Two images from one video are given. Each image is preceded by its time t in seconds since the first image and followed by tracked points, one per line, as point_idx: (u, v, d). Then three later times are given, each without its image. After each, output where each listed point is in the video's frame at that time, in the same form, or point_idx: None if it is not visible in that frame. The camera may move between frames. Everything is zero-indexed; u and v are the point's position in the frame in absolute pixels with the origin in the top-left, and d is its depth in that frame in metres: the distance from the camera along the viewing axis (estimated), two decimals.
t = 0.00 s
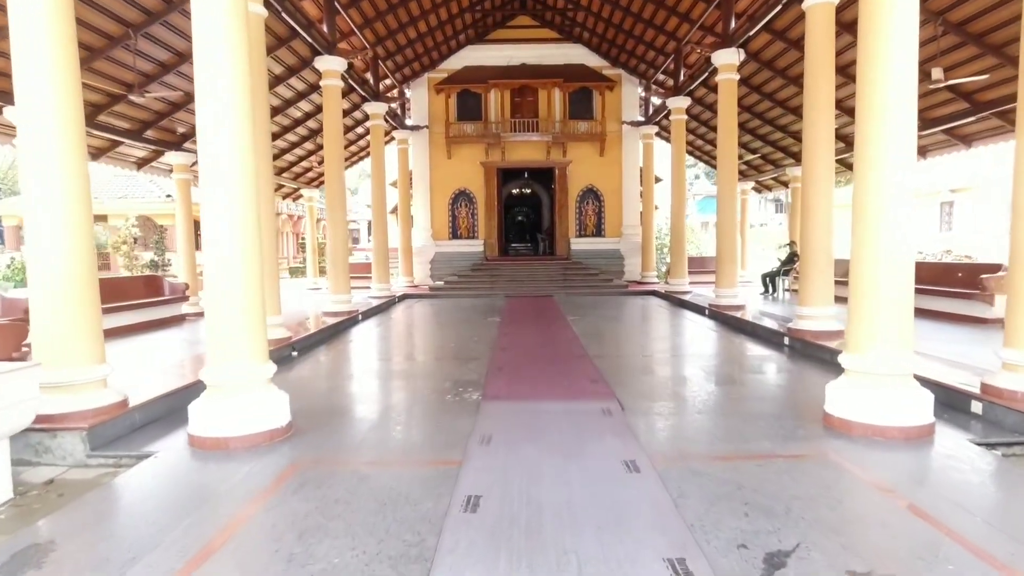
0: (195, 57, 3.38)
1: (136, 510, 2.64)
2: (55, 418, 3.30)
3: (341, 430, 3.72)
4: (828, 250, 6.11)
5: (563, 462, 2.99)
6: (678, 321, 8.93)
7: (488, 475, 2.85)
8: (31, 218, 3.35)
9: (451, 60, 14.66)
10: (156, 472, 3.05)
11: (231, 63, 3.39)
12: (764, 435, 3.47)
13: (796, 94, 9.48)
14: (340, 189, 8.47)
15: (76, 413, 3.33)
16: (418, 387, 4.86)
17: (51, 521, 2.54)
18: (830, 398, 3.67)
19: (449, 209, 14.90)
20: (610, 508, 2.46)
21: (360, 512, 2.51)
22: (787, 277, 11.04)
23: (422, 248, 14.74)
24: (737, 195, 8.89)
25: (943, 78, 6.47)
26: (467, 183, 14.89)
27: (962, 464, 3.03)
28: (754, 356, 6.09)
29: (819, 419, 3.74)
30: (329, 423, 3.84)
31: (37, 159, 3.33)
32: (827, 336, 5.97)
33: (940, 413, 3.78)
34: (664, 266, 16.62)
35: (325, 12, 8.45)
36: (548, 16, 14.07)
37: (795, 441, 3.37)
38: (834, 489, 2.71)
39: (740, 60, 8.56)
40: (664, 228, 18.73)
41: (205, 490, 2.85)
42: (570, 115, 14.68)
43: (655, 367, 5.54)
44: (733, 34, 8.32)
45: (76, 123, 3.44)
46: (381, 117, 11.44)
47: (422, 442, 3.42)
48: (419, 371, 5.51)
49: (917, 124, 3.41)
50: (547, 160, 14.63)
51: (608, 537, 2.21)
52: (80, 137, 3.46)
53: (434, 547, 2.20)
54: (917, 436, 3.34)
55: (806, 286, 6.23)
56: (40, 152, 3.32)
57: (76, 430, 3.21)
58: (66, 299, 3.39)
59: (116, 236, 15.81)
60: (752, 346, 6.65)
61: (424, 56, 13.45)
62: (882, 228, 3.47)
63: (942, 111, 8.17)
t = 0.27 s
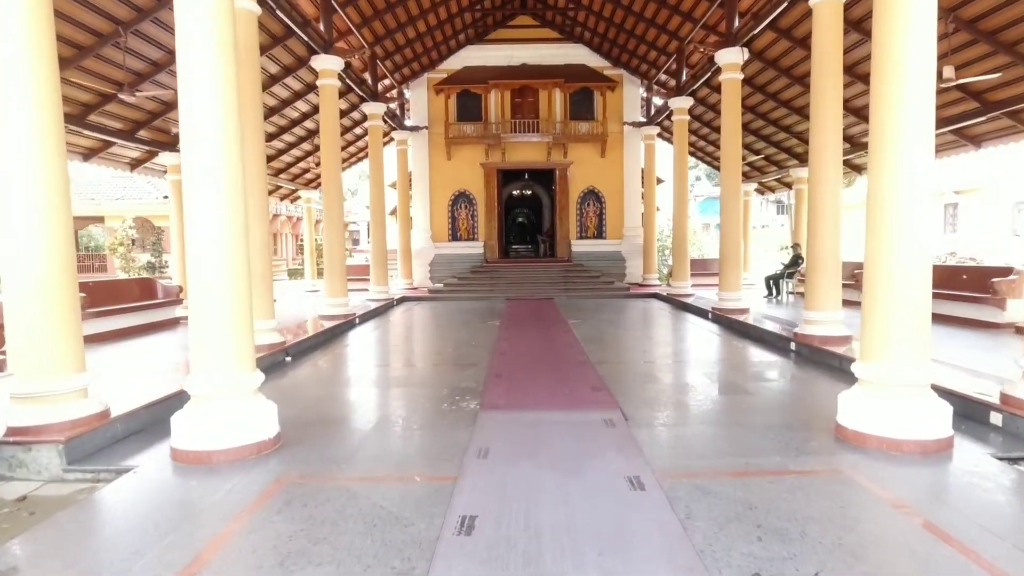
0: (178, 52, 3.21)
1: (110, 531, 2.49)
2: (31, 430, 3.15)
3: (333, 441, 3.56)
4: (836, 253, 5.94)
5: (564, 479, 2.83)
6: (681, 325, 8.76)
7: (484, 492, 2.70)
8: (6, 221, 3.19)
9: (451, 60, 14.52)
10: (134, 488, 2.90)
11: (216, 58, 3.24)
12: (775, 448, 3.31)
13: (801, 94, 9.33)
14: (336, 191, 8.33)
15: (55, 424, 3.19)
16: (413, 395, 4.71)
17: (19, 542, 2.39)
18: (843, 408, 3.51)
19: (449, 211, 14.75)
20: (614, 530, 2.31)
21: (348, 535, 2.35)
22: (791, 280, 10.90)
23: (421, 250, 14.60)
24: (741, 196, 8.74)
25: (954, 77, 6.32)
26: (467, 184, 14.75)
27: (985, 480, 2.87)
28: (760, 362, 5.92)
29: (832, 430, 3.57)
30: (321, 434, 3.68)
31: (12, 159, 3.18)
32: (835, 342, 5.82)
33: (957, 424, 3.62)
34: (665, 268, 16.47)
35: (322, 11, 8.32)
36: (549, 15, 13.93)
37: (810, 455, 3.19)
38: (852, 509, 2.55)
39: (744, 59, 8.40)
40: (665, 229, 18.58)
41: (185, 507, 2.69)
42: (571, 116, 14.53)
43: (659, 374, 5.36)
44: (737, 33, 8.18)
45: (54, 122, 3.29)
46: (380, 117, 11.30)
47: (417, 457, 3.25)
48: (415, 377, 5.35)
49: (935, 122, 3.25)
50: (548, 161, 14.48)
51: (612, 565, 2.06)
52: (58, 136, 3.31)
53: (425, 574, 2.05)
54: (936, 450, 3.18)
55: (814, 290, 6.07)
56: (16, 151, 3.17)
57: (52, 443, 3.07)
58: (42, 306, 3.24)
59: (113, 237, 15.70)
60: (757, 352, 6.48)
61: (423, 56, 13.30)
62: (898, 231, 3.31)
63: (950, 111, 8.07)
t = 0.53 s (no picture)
0: (160, 42, 3.05)
1: (83, 547, 2.35)
2: (6, 439, 3.01)
3: (324, 449, 3.41)
4: (845, 253, 5.77)
5: (565, 493, 2.68)
6: (683, 326, 8.60)
7: (480, 507, 2.54)
8: None
9: (451, 57, 14.35)
10: (113, 501, 2.75)
11: (199, 47, 3.07)
12: (787, 458, 3.16)
13: (805, 90, 9.17)
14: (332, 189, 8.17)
15: (32, 432, 3.06)
16: (410, 399, 4.55)
17: None
18: (856, 415, 3.36)
19: (449, 210, 14.60)
20: (619, 551, 2.16)
21: (334, 555, 2.20)
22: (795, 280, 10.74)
23: (421, 250, 14.45)
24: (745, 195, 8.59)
25: (966, 72, 6.16)
26: (467, 183, 14.59)
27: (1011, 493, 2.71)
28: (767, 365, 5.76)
29: (846, 439, 3.41)
30: (312, 441, 3.53)
31: None
32: (843, 344, 5.66)
33: (978, 433, 3.46)
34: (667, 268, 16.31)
35: (317, 6, 8.16)
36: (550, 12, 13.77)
37: (823, 465, 3.04)
38: (873, 526, 2.39)
39: (749, 55, 8.24)
40: (667, 229, 18.42)
41: (163, 522, 2.54)
42: (571, 114, 14.36)
43: (662, 377, 5.20)
44: (741, 29, 8.03)
45: (31, 116, 3.14)
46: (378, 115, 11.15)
47: (411, 467, 3.09)
48: (412, 381, 5.20)
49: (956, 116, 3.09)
50: (548, 159, 14.32)
51: None
52: (34, 130, 3.15)
53: None
54: (957, 460, 3.03)
55: (822, 291, 5.90)
56: None
57: (28, 453, 2.92)
58: (18, 308, 3.09)
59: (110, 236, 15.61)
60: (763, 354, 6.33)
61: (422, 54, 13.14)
62: (917, 229, 3.15)
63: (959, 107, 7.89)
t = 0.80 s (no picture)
0: (137, 25, 2.84)
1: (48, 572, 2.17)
2: None
3: (314, 460, 3.23)
4: (856, 253, 5.59)
5: (571, 512, 2.51)
6: (688, 327, 8.42)
7: (479, 529, 2.37)
8: None
9: (451, 53, 14.15)
10: (87, 518, 2.57)
11: (179, 32, 2.86)
12: (805, 472, 2.98)
13: (812, 86, 8.97)
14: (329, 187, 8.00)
15: (3, 443, 2.89)
16: (406, 406, 4.37)
17: None
18: (877, 426, 3.19)
19: (449, 209, 14.42)
20: None
21: None
22: (801, 280, 10.56)
23: (420, 249, 14.26)
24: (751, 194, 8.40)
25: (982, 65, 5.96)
26: (467, 181, 14.40)
27: None
28: (776, 369, 5.57)
29: (865, 451, 3.22)
30: (302, 452, 3.34)
31: None
32: (855, 347, 5.49)
33: (1007, 446, 3.27)
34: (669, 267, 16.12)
35: None
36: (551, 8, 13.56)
37: (846, 480, 2.84)
38: (904, 552, 2.21)
39: (756, 50, 8.04)
40: (670, 227, 18.22)
41: (139, 544, 2.36)
42: (573, 112, 14.16)
43: (669, 382, 5.02)
44: (747, 23, 7.83)
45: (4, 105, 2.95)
46: (376, 112, 10.97)
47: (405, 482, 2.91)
48: (409, 386, 5.02)
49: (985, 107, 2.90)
50: (550, 158, 14.13)
51: None
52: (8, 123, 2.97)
53: None
54: (987, 476, 2.85)
55: (832, 291, 5.71)
56: None
57: None
58: None
59: (106, 234, 15.49)
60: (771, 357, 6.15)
61: (421, 50, 12.93)
62: (943, 223, 2.96)
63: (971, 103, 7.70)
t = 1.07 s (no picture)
0: (112, 25, 2.67)
1: None
2: None
3: (303, 484, 3.05)
4: (868, 260, 5.41)
5: (577, 548, 2.33)
6: (692, 334, 8.23)
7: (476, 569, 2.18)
8: None
9: (450, 55, 13.99)
10: (55, 551, 2.39)
11: (158, 32, 2.70)
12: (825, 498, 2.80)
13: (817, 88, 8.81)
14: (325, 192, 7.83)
15: None
16: (402, 422, 4.19)
17: None
18: (900, 448, 3.01)
19: (448, 212, 14.25)
20: None
21: None
22: (806, 285, 10.38)
23: (419, 253, 14.09)
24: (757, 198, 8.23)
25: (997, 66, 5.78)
26: (467, 184, 14.24)
27: None
28: (785, 381, 5.40)
29: (888, 475, 3.04)
30: (290, 475, 3.16)
31: None
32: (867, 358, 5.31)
33: None
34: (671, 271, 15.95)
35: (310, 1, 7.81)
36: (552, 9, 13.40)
37: (871, 509, 2.65)
38: None
39: (761, 51, 7.87)
40: (672, 230, 18.04)
41: None
42: (574, 114, 13.99)
43: (674, 395, 4.85)
44: (753, 24, 7.66)
45: None
46: (375, 115, 10.80)
47: (398, 511, 2.73)
48: (405, 399, 4.84)
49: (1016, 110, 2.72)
50: (550, 160, 13.96)
51: None
52: None
53: None
54: (1019, 505, 2.66)
55: (843, 301, 5.55)
56: None
57: None
58: None
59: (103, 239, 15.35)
60: (779, 368, 5.97)
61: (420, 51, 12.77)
62: (970, 227, 2.79)
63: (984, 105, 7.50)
